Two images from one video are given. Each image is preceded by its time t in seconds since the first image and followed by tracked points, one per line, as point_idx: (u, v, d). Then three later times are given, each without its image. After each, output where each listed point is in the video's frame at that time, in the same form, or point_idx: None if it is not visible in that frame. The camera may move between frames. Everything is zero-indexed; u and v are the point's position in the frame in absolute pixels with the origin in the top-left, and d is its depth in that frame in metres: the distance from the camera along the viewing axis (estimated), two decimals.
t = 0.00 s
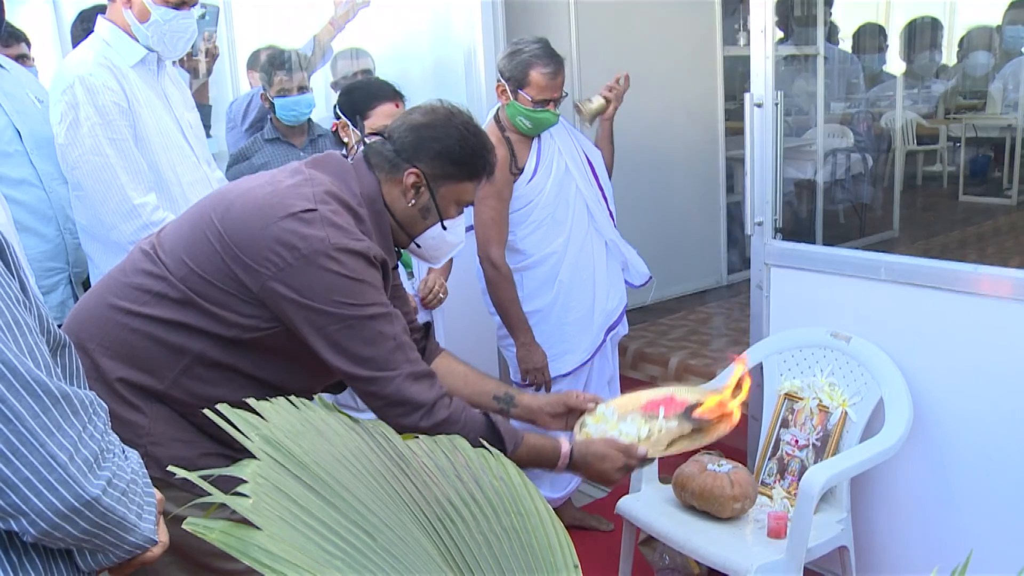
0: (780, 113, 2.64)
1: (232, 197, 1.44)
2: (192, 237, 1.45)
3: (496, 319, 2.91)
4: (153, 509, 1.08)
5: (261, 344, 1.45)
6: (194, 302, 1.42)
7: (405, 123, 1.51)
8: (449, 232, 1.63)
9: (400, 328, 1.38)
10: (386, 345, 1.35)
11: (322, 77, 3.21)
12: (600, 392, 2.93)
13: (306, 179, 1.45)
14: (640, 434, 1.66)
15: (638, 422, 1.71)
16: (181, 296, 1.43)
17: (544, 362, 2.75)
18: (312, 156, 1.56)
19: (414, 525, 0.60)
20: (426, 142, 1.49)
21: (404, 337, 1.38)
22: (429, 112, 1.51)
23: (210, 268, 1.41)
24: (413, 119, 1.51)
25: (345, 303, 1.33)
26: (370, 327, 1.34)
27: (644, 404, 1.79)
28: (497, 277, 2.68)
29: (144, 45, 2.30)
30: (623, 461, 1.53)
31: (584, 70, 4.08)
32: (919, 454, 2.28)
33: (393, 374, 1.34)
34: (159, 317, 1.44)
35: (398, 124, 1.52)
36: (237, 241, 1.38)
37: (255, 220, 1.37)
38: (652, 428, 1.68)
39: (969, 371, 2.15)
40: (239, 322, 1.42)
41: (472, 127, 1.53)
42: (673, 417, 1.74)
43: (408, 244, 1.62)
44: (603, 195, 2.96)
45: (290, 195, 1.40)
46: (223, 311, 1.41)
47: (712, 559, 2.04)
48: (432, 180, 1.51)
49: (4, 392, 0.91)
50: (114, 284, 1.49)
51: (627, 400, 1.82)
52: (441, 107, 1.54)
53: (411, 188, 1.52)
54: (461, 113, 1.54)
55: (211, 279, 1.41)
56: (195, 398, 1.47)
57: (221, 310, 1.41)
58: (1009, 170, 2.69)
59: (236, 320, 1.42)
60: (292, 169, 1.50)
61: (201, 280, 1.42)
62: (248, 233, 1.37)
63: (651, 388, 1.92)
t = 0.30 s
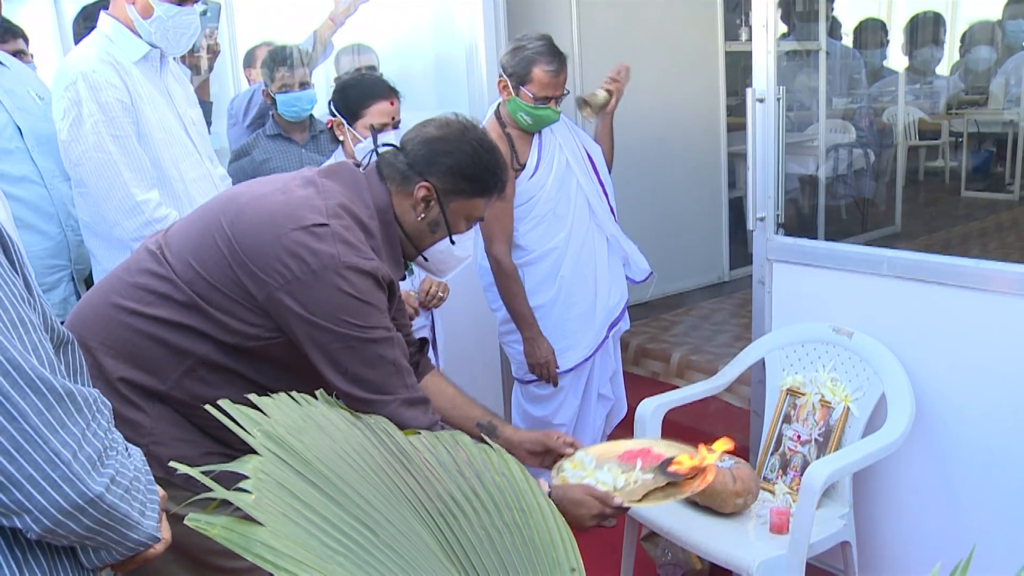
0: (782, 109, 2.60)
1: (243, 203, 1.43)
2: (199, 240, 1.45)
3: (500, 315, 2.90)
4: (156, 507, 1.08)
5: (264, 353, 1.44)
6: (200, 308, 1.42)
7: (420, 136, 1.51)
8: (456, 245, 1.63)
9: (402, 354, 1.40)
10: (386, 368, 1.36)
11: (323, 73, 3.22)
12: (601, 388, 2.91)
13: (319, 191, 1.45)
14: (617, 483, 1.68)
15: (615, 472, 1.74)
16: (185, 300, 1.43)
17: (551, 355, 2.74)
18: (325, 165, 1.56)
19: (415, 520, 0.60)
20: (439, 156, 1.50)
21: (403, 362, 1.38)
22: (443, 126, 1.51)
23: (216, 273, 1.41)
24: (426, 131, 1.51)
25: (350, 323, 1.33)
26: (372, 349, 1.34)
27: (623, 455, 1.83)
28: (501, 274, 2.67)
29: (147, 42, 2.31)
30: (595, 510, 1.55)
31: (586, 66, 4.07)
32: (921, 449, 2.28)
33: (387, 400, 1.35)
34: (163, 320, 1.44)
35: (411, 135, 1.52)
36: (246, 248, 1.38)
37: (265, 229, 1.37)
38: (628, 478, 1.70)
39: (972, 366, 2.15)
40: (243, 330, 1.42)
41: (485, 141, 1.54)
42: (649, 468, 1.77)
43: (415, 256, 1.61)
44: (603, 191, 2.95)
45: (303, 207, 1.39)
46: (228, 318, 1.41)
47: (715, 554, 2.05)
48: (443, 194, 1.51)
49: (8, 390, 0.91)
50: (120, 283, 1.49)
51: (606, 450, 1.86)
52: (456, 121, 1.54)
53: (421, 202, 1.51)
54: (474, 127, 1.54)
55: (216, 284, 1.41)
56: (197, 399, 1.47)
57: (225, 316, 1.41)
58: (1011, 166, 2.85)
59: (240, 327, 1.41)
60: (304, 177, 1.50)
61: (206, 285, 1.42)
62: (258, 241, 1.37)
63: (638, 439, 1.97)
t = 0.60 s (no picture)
0: (785, 105, 2.60)
1: (256, 209, 1.43)
2: (211, 243, 1.45)
3: (499, 313, 2.90)
4: (162, 505, 1.08)
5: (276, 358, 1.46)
6: (213, 312, 1.43)
7: (430, 144, 1.52)
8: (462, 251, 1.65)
9: (411, 364, 1.44)
10: (397, 379, 1.40)
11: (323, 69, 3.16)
12: (602, 385, 2.92)
13: (333, 200, 1.45)
14: (592, 488, 1.91)
15: (588, 477, 1.97)
16: (197, 303, 1.43)
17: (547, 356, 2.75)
18: (335, 169, 1.55)
19: (416, 517, 0.60)
20: (448, 165, 1.50)
21: (414, 372, 1.43)
22: (454, 134, 1.52)
23: (229, 279, 1.42)
24: (437, 139, 1.52)
25: (367, 336, 1.35)
26: (387, 360, 1.38)
27: (589, 463, 2.06)
28: (501, 273, 2.67)
29: (150, 40, 2.31)
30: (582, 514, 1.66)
31: (588, 64, 4.07)
32: (923, 446, 2.28)
33: (399, 408, 1.40)
34: (174, 323, 1.44)
35: (421, 142, 1.53)
36: (261, 255, 1.38)
37: (281, 237, 1.38)
38: (602, 484, 1.93)
39: (975, 363, 2.15)
40: (256, 335, 1.43)
41: (494, 151, 1.54)
42: (620, 473, 2.02)
43: (422, 263, 1.62)
44: (604, 189, 2.95)
45: (318, 215, 1.39)
46: (242, 324, 1.43)
47: (718, 553, 2.05)
48: (452, 203, 1.52)
49: (16, 390, 0.91)
50: (128, 283, 1.49)
51: (573, 459, 2.10)
52: (467, 129, 1.55)
53: (430, 209, 1.52)
54: (485, 136, 1.54)
55: (229, 288, 1.42)
56: (204, 400, 1.48)
57: (238, 321, 1.43)
58: (1013, 161, 2.91)
59: (253, 332, 1.43)
60: (316, 183, 1.49)
61: (219, 289, 1.42)
62: (273, 248, 1.37)
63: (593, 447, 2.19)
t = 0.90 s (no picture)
0: (786, 110, 2.56)
1: (262, 212, 1.43)
2: (217, 247, 1.45)
3: (497, 318, 2.90)
4: (160, 511, 1.08)
5: (284, 359, 1.47)
6: (220, 315, 1.43)
7: (432, 144, 1.52)
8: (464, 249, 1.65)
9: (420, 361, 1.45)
10: (408, 378, 1.41)
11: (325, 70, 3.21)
12: (601, 390, 2.92)
13: (337, 201, 1.44)
14: (583, 461, 1.93)
15: (577, 451, 1.98)
16: (205, 307, 1.43)
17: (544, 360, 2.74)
18: (337, 169, 1.55)
19: (417, 521, 0.60)
20: (450, 164, 1.50)
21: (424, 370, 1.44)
22: (455, 134, 1.52)
23: (236, 282, 1.42)
24: (438, 139, 1.52)
25: (377, 336, 1.36)
26: (397, 359, 1.39)
27: (569, 434, 2.07)
28: (498, 277, 2.68)
29: (151, 43, 2.31)
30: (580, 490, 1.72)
31: (589, 68, 4.07)
32: (923, 451, 2.28)
33: (410, 406, 1.41)
34: (181, 327, 1.44)
35: (423, 142, 1.54)
36: (269, 259, 1.39)
37: (289, 241, 1.38)
38: (591, 457, 1.95)
39: (976, 368, 2.14)
40: (264, 337, 1.43)
41: (496, 150, 1.54)
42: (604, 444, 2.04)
43: (424, 262, 1.62)
44: (603, 195, 2.95)
45: (324, 218, 1.39)
46: (250, 327, 1.43)
47: (718, 557, 2.04)
48: (453, 202, 1.52)
49: (10, 395, 0.91)
50: (134, 288, 1.49)
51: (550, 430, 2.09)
52: (468, 129, 1.55)
53: (431, 208, 1.52)
54: (486, 135, 1.55)
55: (236, 292, 1.42)
56: (210, 403, 1.48)
57: (246, 324, 1.43)
58: (1014, 166, 2.89)
59: (261, 335, 1.43)
60: (319, 184, 1.49)
61: (226, 293, 1.42)
62: (281, 252, 1.37)
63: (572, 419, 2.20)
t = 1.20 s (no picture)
0: (782, 111, 2.62)
1: (258, 212, 1.43)
2: (213, 248, 1.45)
3: (493, 319, 2.90)
4: (153, 514, 1.08)
5: (282, 360, 1.47)
6: (217, 316, 1.43)
7: (426, 142, 1.52)
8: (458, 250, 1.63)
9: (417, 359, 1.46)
10: (406, 375, 1.42)
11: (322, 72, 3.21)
12: (595, 392, 2.93)
13: (334, 201, 1.44)
14: (583, 465, 1.93)
15: (576, 455, 1.99)
16: (202, 307, 1.43)
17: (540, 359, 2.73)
18: (334, 169, 1.55)
19: (414, 522, 0.60)
20: (445, 162, 1.50)
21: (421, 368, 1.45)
22: (449, 133, 1.53)
23: (233, 283, 1.42)
24: (433, 138, 1.53)
25: (375, 333, 1.36)
26: (394, 357, 1.39)
27: (567, 439, 2.06)
28: (493, 276, 2.68)
29: (146, 44, 2.31)
30: (581, 492, 1.73)
31: (586, 69, 4.08)
32: (919, 453, 2.29)
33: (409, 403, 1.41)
34: (177, 328, 1.44)
35: (418, 141, 1.54)
36: (265, 258, 1.38)
37: (285, 240, 1.38)
38: (591, 460, 1.96)
39: (971, 369, 2.15)
40: (261, 337, 1.43)
41: (491, 148, 1.55)
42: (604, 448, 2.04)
43: (419, 260, 1.63)
44: (599, 197, 2.95)
45: (321, 217, 1.39)
46: (247, 327, 1.43)
47: (714, 558, 2.04)
48: (448, 201, 1.52)
49: None
50: (130, 289, 1.49)
51: (549, 435, 2.08)
52: (462, 127, 1.55)
53: (427, 206, 1.52)
54: (481, 134, 1.55)
55: (233, 292, 1.42)
56: (208, 404, 1.48)
57: (243, 324, 1.43)
58: (1009, 168, 2.86)
59: (259, 335, 1.43)
60: (316, 183, 1.49)
61: (223, 293, 1.42)
62: (277, 252, 1.37)
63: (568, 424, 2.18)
